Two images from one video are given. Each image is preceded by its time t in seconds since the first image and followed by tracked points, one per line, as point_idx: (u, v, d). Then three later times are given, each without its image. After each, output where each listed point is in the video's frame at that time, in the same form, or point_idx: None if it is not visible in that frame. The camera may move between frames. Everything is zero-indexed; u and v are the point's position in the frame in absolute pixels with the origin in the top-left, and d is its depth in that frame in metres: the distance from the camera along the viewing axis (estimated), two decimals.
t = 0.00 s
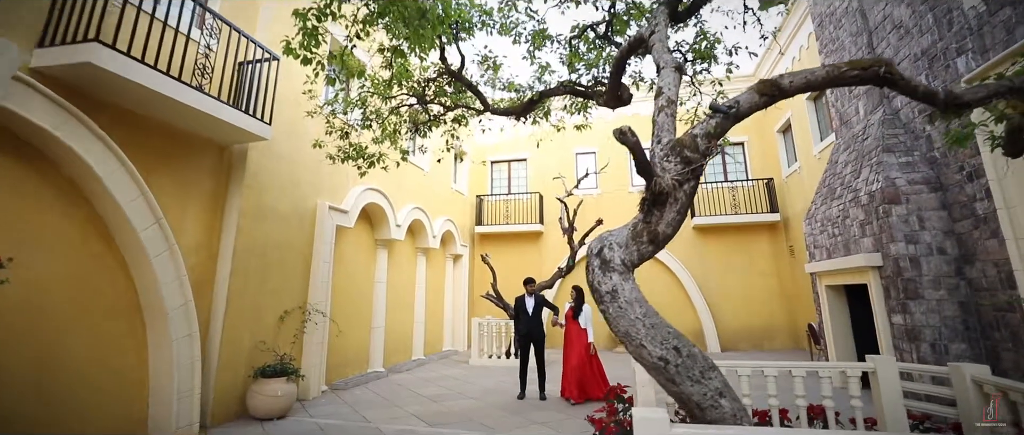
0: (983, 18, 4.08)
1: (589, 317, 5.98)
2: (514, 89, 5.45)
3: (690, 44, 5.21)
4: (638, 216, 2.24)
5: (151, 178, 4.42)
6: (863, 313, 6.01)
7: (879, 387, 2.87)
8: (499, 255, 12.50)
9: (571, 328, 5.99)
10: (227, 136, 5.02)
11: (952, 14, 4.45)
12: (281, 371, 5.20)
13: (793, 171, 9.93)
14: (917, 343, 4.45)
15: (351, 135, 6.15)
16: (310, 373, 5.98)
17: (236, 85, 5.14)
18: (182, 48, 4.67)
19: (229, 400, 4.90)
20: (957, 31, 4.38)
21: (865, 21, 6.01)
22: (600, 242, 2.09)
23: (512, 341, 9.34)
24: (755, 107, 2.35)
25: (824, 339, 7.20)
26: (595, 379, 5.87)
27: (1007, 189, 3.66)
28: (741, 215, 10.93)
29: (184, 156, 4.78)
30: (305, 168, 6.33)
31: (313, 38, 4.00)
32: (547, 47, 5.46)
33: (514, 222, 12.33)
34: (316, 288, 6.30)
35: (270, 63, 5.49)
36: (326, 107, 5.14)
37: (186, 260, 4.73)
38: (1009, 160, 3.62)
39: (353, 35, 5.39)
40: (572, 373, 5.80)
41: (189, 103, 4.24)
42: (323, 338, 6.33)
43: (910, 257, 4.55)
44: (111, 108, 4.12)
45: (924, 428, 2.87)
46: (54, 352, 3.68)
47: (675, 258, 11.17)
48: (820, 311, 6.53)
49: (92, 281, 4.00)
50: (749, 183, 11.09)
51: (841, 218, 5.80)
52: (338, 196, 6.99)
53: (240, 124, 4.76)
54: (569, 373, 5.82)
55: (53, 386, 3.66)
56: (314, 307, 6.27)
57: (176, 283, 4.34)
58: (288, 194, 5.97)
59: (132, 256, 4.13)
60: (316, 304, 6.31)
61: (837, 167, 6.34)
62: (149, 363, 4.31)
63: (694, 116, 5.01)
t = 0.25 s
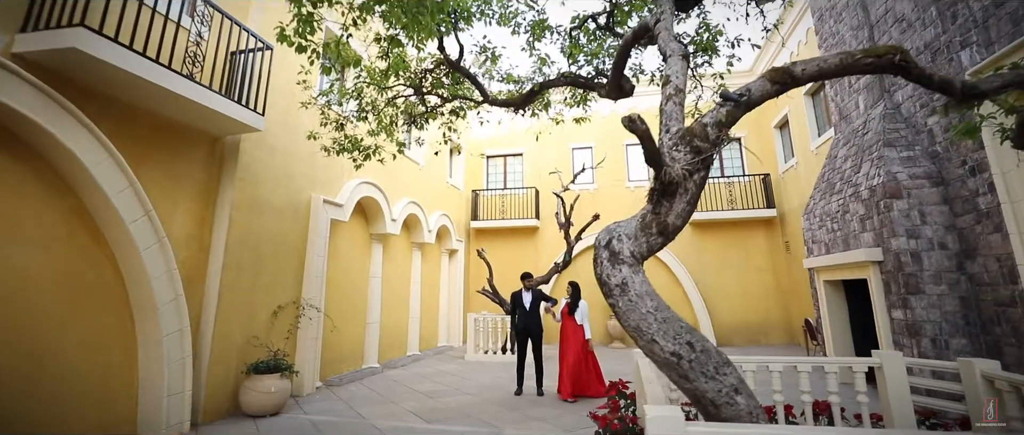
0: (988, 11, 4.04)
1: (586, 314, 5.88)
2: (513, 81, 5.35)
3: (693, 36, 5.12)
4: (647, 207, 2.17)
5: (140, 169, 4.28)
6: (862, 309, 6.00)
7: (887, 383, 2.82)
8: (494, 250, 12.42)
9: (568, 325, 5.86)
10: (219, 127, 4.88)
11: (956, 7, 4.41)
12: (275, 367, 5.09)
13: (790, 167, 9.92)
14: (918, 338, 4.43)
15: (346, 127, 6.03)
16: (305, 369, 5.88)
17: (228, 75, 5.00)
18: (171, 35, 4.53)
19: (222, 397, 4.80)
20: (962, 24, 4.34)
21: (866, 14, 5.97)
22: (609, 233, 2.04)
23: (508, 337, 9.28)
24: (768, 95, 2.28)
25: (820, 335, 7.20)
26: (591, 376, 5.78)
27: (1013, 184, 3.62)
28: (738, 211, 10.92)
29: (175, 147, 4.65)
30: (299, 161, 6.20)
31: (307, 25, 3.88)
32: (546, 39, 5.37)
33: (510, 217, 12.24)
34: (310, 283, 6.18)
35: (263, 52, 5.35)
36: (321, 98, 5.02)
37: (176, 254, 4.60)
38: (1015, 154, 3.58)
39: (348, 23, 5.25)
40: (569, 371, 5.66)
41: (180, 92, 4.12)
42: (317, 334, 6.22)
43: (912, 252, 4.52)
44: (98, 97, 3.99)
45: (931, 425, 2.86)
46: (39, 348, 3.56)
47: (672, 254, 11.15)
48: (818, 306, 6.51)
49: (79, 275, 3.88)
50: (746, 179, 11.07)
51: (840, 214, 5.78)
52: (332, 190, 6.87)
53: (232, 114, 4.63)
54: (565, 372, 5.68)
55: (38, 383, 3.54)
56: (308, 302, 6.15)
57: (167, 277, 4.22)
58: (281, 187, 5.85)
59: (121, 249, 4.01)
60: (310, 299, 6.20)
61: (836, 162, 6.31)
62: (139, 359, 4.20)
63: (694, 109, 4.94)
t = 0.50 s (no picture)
0: (992, 5, 4.01)
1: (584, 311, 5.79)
2: (511, 74, 5.27)
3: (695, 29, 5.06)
4: (655, 199, 2.11)
5: (130, 162, 4.17)
6: (860, 305, 6.00)
7: (892, 379, 2.79)
8: (491, 246, 12.35)
9: (565, 322, 5.78)
10: (212, 119, 4.77)
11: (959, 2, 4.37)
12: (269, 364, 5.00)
13: (786, 163, 9.92)
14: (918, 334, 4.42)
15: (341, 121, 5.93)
16: (300, 366, 5.80)
17: (220, 66, 4.88)
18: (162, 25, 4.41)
19: (215, 394, 4.72)
20: (964, 19, 4.31)
21: (867, 10, 5.94)
22: (616, 226, 1.99)
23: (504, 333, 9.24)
24: (777, 85, 2.22)
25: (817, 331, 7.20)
26: (588, 372, 5.75)
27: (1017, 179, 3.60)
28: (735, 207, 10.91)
29: (167, 140, 4.54)
30: (294, 155, 6.09)
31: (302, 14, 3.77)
32: (546, 32, 5.29)
33: (507, 213, 12.18)
34: (305, 279, 6.09)
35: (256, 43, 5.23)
36: (316, 90, 4.91)
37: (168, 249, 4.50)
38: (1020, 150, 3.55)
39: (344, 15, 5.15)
40: (567, 369, 5.60)
41: (171, 83, 4.01)
42: (312, 330, 6.14)
43: (912, 248, 4.51)
44: (86, 87, 3.87)
45: (936, 420, 2.78)
46: (26, 345, 3.46)
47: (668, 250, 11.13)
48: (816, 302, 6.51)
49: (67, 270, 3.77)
50: (743, 176, 11.07)
51: (839, 210, 5.77)
52: (328, 185, 6.77)
53: (225, 106, 4.53)
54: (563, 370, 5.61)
55: (25, 381, 3.44)
56: (303, 298, 6.06)
57: (158, 273, 4.12)
58: (276, 182, 5.75)
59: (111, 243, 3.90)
60: (305, 295, 6.11)
61: (835, 158, 6.29)
62: (130, 356, 4.10)
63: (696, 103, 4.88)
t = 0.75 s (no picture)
0: None
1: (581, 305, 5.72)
2: (511, 66, 5.18)
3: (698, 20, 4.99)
4: (665, 190, 2.04)
5: (119, 153, 4.04)
6: (858, 301, 6.00)
7: (898, 373, 2.77)
8: (487, 242, 12.27)
9: (563, 316, 5.71)
10: (204, 110, 4.65)
11: None
12: (263, 362, 4.89)
13: (783, 159, 9.92)
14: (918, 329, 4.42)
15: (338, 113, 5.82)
16: (294, 362, 5.71)
17: (213, 56, 4.76)
18: (152, 11, 4.27)
19: (207, 391, 4.62)
20: (970, 12, 4.27)
21: (868, 4, 5.90)
22: (626, 217, 1.93)
23: (501, 329, 9.18)
24: (791, 73, 2.17)
25: (814, 327, 7.20)
26: (586, 367, 5.69)
27: None
28: (732, 203, 10.89)
29: (158, 131, 4.41)
30: (288, 147, 5.98)
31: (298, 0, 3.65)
32: (546, 22, 5.20)
33: (502, 209, 12.10)
34: (300, 273, 5.99)
35: (250, 32, 5.10)
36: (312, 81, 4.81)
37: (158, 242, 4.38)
38: None
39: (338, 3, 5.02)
40: (564, 365, 5.53)
41: (162, 71, 3.87)
42: (307, 326, 6.05)
43: (914, 243, 4.49)
44: (73, 75, 3.74)
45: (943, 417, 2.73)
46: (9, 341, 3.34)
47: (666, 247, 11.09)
48: (813, 298, 6.50)
49: (54, 264, 3.65)
50: (739, 172, 11.05)
51: (839, 205, 5.74)
52: (322, 179, 6.65)
53: (217, 96, 4.39)
54: (560, 365, 5.55)
55: (10, 379, 3.33)
56: (297, 293, 5.96)
57: (148, 267, 4.01)
58: (269, 175, 5.63)
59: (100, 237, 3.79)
60: (300, 290, 6.00)
61: (835, 153, 6.27)
62: (119, 353, 3.98)
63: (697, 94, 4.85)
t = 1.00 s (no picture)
0: None
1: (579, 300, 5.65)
2: (510, 60, 5.10)
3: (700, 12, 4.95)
4: (675, 181, 1.99)
5: (110, 146, 3.93)
6: (856, 297, 6.00)
7: (904, 370, 2.74)
8: (483, 238, 12.20)
9: (561, 311, 5.63)
10: (197, 102, 4.54)
11: None
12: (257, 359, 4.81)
13: (780, 156, 9.93)
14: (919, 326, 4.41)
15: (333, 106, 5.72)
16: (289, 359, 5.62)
17: (206, 46, 4.64)
18: None
19: (201, 389, 4.54)
20: (974, 7, 4.23)
21: None
22: (636, 209, 1.87)
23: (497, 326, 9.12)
24: (802, 63, 2.11)
25: (811, 323, 7.20)
26: (584, 363, 5.62)
27: None
28: (728, 200, 10.89)
29: (150, 122, 4.29)
30: (283, 141, 5.87)
31: None
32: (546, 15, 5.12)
33: (499, 205, 12.03)
34: (295, 269, 5.90)
35: (244, 23, 4.98)
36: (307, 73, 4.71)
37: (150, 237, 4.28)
38: None
39: None
40: (562, 361, 5.47)
41: (154, 62, 3.77)
42: (301, 322, 5.96)
43: (915, 239, 4.47)
44: (61, 64, 3.62)
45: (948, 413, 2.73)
46: None
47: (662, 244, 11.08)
48: (811, 294, 6.50)
49: (42, 259, 3.55)
50: (736, 169, 11.05)
51: (838, 201, 5.72)
52: (318, 173, 6.55)
53: (210, 87, 4.29)
54: (558, 361, 5.48)
55: None
56: (292, 289, 5.87)
57: (139, 263, 3.91)
58: (263, 169, 5.53)
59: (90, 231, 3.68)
60: (295, 286, 5.91)
61: (834, 149, 6.25)
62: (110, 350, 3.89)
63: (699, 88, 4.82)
